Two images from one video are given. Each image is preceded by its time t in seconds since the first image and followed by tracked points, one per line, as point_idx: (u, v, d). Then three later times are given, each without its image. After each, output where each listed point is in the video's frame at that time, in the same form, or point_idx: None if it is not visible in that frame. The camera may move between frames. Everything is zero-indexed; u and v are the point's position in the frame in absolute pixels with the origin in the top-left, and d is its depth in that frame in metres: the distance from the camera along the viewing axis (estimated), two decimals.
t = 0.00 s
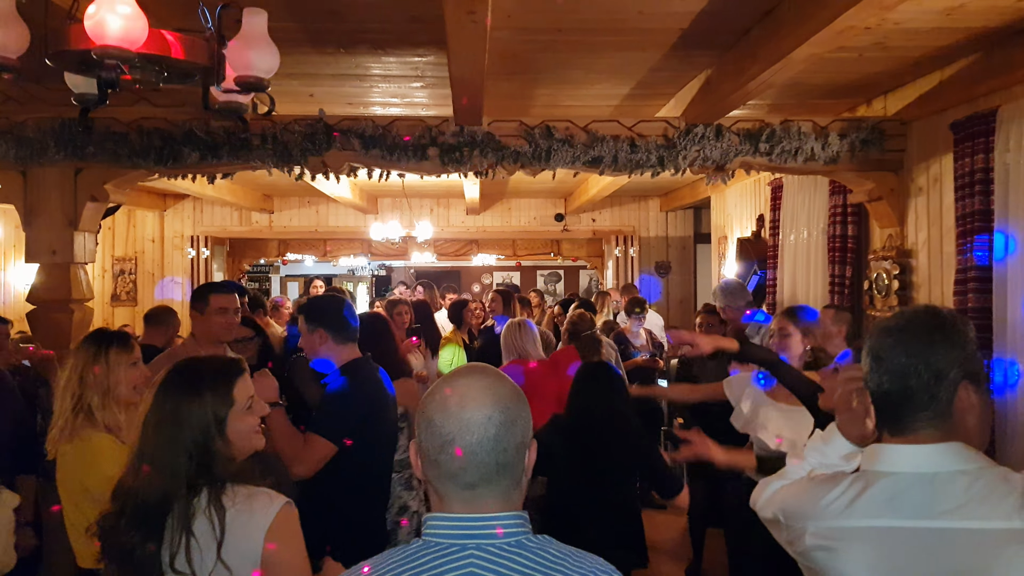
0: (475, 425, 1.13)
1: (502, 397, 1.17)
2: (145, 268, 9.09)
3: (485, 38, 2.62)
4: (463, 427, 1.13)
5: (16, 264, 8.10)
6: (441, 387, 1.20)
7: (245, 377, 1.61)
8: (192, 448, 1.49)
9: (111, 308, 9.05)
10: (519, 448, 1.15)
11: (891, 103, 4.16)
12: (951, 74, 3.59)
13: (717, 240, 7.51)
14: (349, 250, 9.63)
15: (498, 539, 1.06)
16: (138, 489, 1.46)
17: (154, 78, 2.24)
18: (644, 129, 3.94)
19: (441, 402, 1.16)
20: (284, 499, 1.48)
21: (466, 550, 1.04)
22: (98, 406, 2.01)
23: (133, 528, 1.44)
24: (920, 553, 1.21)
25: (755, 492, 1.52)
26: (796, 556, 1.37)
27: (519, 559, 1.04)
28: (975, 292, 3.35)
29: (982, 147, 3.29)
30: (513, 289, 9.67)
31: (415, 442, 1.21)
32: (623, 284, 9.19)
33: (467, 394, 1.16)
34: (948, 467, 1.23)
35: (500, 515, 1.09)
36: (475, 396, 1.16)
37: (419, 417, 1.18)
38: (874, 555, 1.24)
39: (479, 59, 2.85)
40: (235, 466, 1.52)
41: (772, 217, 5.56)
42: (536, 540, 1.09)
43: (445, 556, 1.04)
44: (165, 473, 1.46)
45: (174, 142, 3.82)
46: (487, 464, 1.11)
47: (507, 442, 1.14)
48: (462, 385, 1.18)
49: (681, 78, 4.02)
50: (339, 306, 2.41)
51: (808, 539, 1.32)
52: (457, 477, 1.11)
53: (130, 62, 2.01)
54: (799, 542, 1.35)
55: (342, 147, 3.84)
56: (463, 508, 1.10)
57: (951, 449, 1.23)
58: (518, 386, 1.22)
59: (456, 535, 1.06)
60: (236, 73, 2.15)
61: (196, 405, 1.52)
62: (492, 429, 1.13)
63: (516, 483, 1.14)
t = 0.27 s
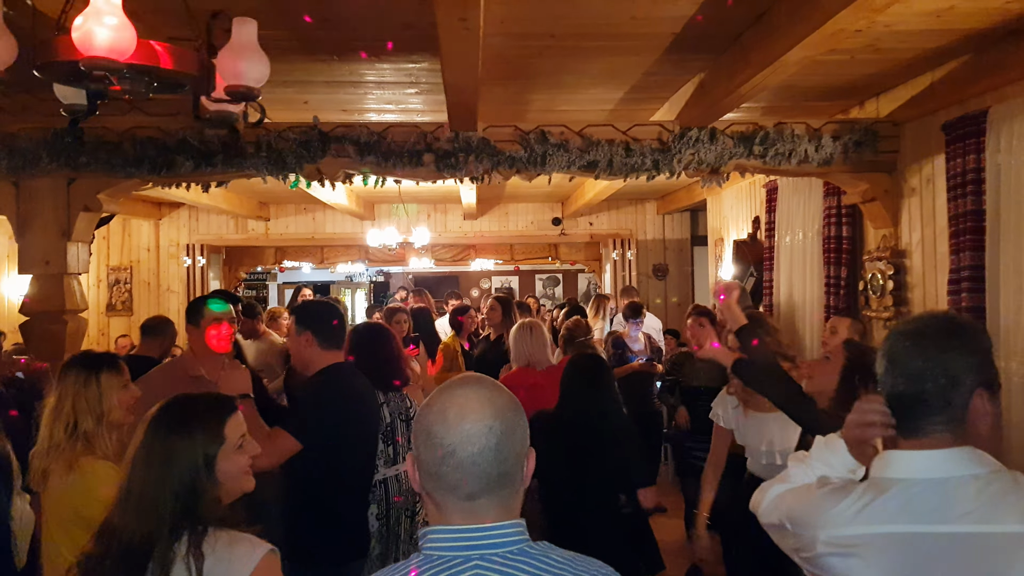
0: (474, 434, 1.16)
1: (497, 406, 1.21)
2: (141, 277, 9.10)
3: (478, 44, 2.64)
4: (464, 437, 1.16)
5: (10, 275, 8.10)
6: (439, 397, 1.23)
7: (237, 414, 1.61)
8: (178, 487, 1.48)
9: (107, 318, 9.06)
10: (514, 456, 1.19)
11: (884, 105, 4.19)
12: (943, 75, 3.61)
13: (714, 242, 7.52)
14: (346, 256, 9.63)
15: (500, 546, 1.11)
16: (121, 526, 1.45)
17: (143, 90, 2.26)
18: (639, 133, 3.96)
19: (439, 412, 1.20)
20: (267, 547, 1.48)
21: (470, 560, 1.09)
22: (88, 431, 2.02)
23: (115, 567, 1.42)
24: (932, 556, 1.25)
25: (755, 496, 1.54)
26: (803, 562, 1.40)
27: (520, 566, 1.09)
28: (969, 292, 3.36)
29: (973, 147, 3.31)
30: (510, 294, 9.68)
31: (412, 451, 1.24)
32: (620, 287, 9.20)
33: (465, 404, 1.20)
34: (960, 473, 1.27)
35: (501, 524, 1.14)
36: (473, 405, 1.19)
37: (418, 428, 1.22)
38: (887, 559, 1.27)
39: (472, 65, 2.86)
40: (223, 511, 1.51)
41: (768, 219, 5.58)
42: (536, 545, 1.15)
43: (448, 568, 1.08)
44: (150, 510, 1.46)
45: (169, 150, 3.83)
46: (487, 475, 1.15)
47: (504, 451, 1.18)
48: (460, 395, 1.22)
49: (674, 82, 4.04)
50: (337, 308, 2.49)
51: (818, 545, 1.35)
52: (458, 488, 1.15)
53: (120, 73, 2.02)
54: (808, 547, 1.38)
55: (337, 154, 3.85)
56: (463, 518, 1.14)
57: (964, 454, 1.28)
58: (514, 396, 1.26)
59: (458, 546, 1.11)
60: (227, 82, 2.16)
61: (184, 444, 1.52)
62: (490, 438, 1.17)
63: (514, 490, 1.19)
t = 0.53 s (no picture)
0: (515, 439, 1.16)
1: (531, 409, 1.21)
2: (134, 287, 9.09)
3: (469, 52, 2.65)
4: (505, 442, 1.16)
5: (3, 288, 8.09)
6: (474, 403, 1.23)
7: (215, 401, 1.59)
8: (162, 473, 1.46)
9: (101, 328, 9.04)
10: (549, 459, 1.19)
11: (875, 107, 4.20)
12: (933, 77, 3.63)
13: (708, 245, 7.54)
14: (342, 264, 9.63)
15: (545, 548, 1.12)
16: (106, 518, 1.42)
17: (131, 101, 2.27)
18: (631, 138, 3.97)
19: (478, 416, 1.19)
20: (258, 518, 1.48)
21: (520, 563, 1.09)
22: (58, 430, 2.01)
23: (105, 560, 1.40)
24: None
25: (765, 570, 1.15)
26: None
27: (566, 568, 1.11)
28: (961, 292, 3.37)
29: (964, 148, 3.33)
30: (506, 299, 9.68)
31: (447, 457, 1.22)
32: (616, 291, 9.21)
33: (503, 409, 1.19)
34: None
35: (545, 529, 1.14)
36: (511, 410, 1.19)
37: (456, 434, 1.21)
38: None
39: (464, 72, 2.87)
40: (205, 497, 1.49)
41: (761, 222, 5.59)
42: (572, 547, 1.16)
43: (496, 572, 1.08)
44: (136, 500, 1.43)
45: (160, 160, 3.83)
46: (530, 478, 1.15)
47: (543, 454, 1.18)
48: (496, 400, 1.21)
49: (666, 87, 4.05)
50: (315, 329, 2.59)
51: None
52: (501, 493, 1.14)
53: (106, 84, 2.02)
54: None
55: (329, 162, 3.86)
56: (506, 523, 1.14)
57: None
58: (546, 400, 1.26)
59: (505, 551, 1.10)
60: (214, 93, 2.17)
61: (166, 434, 1.49)
62: (530, 442, 1.17)
63: (549, 493, 1.19)
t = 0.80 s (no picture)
0: (562, 449, 1.22)
1: (577, 421, 1.28)
2: (125, 295, 9.06)
3: (458, 58, 2.65)
4: (553, 450, 1.22)
5: None
6: (522, 412, 1.28)
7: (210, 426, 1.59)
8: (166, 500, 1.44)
9: (92, 337, 9.00)
10: (592, 470, 1.25)
11: (863, 110, 4.22)
12: (921, 79, 3.65)
13: (700, 248, 7.55)
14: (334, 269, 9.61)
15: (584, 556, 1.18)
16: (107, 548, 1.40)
17: (119, 111, 2.26)
18: (622, 142, 3.98)
19: (527, 424, 1.25)
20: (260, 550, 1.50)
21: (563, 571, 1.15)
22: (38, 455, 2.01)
23: None
24: None
25: None
26: None
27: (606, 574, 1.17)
28: (951, 294, 3.38)
29: (953, 150, 3.34)
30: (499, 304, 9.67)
31: (492, 465, 1.27)
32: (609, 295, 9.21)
33: (551, 419, 1.26)
34: None
35: (586, 537, 1.21)
36: (559, 422, 1.26)
37: (504, 441, 1.26)
38: None
39: (454, 78, 2.87)
40: (211, 519, 1.49)
41: (753, 224, 5.61)
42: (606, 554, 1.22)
43: None
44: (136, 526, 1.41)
45: (151, 168, 3.82)
46: (573, 488, 1.21)
47: (587, 465, 1.24)
48: (544, 411, 1.27)
49: (656, 91, 4.06)
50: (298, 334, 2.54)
51: None
52: (547, 501, 1.20)
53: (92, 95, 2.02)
54: None
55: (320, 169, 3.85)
56: (548, 530, 1.20)
57: None
58: (588, 413, 1.33)
59: (546, 559, 1.16)
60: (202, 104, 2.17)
61: (167, 460, 1.47)
62: (576, 453, 1.23)
63: (589, 503, 1.25)
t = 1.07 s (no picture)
0: (592, 450, 1.26)
1: (603, 423, 1.32)
2: (117, 301, 9.03)
3: (450, 62, 2.65)
4: (584, 452, 1.26)
5: None
6: (551, 412, 1.31)
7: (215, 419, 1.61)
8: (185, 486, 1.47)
9: (84, 343, 8.97)
10: (616, 471, 1.30)
11: (854, 113, 4.24)
12: (911, 82, 3.67)
13: (694, 251, 7.56)
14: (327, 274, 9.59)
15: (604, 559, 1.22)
16: (129, 533, 1.42)
17: (109, 117, 2.26)
18: (614, 146, 3.99)
19: (558, 424, 1.28)
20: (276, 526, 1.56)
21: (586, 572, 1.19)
22: (23, 452, 2.00)
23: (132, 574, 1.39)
24: None
25: None
26: None
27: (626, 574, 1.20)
28: (942, 296, 3.39)
29: (942, 153, 3.35)
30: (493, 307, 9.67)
31: (519, 464, 1.30)
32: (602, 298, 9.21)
33: (581, 421, 1.29)
34: None
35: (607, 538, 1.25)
36: (588, 423, 1.29)
37: (533, 440, 1.29)
38: None
39: (446, 83, 2.87)
40: (221, 505, 1.52)
41: (746, 227, 5.62)
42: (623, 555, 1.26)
43: None
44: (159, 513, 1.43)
45: (142, 173, 3.81)
46: (601, 488, 1.25)
47: (614, 466, 1.29)
48: (571, 411, 1.31)
49: (647, 95, 4.07)
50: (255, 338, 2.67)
51: None
52: (578, 501, 1.23)
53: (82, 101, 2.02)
54: None
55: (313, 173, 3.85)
56: (576, 529, 1.24)
57: None
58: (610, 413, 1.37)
59: (571, 560, 1.20)
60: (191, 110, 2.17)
61: (183, 447, 1.50)
62: (605, 455, 1.28)
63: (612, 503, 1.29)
